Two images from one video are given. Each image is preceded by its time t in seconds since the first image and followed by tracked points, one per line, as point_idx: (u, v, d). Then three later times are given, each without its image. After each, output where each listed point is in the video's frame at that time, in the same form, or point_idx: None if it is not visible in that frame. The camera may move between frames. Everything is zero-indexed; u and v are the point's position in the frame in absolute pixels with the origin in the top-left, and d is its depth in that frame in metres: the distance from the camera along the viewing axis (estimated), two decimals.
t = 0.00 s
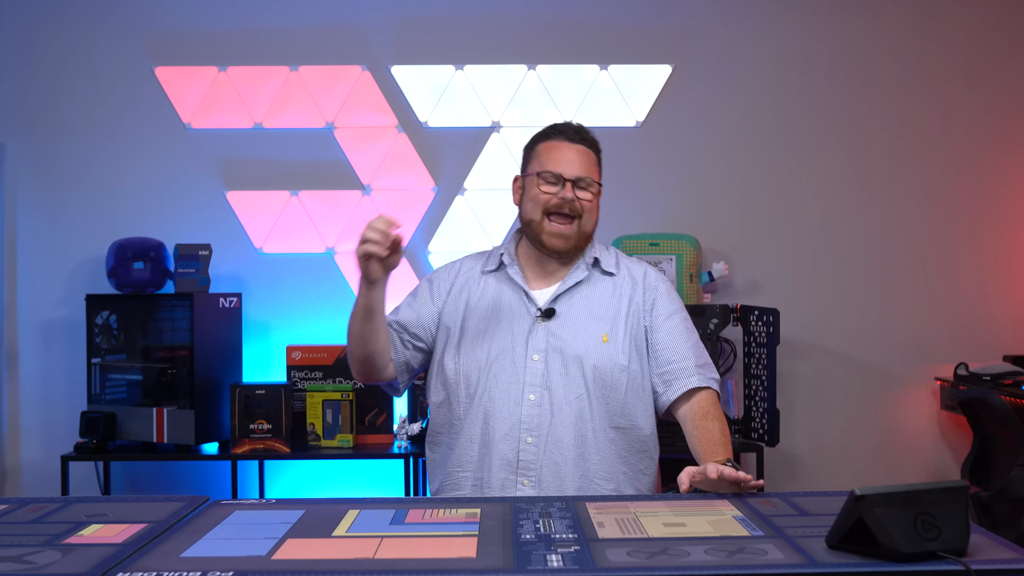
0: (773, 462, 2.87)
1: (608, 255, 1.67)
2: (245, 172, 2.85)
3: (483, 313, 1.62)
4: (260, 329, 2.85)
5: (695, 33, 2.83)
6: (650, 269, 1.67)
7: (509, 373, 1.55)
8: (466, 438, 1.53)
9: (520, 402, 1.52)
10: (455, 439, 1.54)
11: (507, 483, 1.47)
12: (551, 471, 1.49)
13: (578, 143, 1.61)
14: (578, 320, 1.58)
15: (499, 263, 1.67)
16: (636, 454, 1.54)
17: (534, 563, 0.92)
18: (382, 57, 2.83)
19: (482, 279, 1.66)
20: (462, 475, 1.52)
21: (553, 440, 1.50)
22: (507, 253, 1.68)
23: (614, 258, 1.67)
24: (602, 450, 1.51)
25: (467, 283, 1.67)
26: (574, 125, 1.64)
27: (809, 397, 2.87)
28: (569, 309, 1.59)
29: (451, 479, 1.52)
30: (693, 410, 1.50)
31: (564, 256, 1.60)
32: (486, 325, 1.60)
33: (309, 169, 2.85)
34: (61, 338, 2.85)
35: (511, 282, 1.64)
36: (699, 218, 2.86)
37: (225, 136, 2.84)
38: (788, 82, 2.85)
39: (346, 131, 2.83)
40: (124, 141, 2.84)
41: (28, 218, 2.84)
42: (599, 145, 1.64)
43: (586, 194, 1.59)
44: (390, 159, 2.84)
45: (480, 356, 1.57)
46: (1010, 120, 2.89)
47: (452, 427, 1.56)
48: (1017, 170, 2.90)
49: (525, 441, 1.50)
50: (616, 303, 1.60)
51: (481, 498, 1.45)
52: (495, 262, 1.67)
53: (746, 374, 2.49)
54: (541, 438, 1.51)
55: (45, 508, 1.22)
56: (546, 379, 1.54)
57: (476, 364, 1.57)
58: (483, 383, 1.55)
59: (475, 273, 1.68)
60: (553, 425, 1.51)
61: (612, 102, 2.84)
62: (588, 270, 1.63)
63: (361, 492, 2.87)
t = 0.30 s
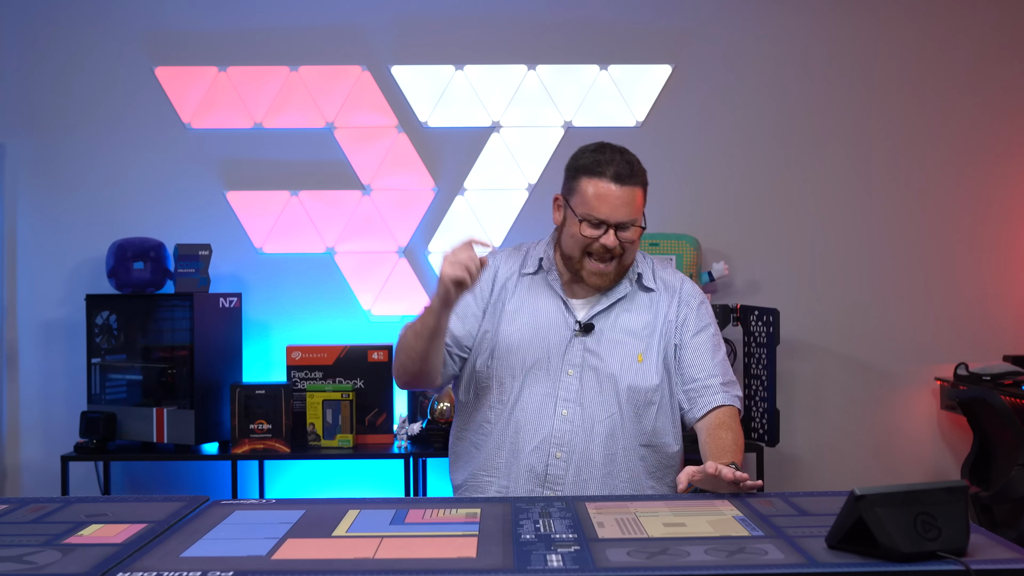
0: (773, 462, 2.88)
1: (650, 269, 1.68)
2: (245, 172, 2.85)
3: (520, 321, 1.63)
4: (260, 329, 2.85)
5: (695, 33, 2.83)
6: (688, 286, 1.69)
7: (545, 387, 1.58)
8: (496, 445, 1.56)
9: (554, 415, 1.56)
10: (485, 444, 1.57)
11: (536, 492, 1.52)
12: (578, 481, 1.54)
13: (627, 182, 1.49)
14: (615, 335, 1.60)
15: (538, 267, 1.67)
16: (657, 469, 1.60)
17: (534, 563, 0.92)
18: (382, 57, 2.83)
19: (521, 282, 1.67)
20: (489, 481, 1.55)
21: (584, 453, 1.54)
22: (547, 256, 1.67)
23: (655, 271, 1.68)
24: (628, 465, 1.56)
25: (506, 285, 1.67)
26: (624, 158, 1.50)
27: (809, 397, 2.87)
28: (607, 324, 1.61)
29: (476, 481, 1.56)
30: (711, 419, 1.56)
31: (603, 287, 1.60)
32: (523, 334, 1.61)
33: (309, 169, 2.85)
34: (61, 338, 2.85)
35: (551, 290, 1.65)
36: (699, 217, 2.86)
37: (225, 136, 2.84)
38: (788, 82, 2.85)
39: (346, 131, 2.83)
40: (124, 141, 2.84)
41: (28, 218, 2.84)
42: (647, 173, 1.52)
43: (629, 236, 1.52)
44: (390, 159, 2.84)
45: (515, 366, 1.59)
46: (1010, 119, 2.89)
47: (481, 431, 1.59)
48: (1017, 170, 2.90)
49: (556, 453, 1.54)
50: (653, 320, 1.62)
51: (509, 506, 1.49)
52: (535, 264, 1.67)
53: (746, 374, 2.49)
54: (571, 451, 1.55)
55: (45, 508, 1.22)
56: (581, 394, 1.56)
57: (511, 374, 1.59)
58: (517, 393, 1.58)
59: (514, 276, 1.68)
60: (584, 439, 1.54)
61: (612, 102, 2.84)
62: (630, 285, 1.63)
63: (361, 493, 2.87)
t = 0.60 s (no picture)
0: (773, 462, 2.87)
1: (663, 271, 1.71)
2: (245, 172, 2.85)
3: (536, 323, 1.66)
4: (260, 329, 2.85)
5: (695, 33, 2.83)
6: (701, 287, 1.72)
7: (561, 389, 1.62)
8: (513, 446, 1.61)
9: (570, 417, 1.60)
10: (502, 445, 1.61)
11: (553, 492, 1.56)
12: (594, 482, 1.58)
13: (635, 155, 1.63)
14: (629, 337, 1.64)
15: (553, 268, 1.71)
16: (670, 468, 1.64)
17: (534, 563, 0.92)
18: (382, 57, 2.83)
19: (536, 284, 1.71)
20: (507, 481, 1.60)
21: (600, 454, 1.58)
22: (562, 259, 1.71)
23: (668, 273, 1.71)
24: (643, 465, 1.60)
25: (522, 288, 1.71)
26: (632, 138, 1.65)
27: (809, 397, 2.87)
28: (622, 326, 1.65)
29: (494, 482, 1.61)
30: (717, 419, 1.55)
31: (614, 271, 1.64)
32: (539, 337, 1.65)
33: (308, 170, 2.85)
34: (61, 338, 2.86)
35: (566, 292, 1.69)
36: (699, 217, 2.86)
37: (225, 136, 2.84)
38: (788, 82, 2.85)
39: (346, 131, 2.83)
40: (124, 141, 2.84)
41: (28, 218, 2.84)
42: (659, 160, 1.66)
43: (639, 208, 1.62)
44: (390, 159, 2.84)
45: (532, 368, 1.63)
46: (1010, 119, 2.89)
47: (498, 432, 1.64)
48: (1017, 170, 2.90)
49: (573, 454, 1.58)
50: (665, 322, 1.66)
51: (526, 506, 1.54)
52: (550, 266, 1.71)
53: (746, 374, 2.49)
54: (587, 452, 1.58)
55: (45, 508, 1.22)
56: (597, 396, 1.60)
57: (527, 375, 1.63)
58: (533, 395, 1.63)
59: (530, 279, 1.72)
60: (599, 440, 1.59)
61: (611, 102, 2.84)
62: (644, 287, 1.67)
63: (361, 492, 2.87)
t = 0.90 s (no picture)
0: (773, 462, 2.88)
1: (661, 266, 1.71)
2: (245, 172, 2.85)
3: (534, 319, 1.67)
4: (260, 329, 2.85)
5: (695, 33, 2.83)
6: (701, 282, 1.71)
7: (560, 384, 1.61)
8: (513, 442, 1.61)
9: (570, 412, 1.59)
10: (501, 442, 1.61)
11: (554, 489, 1.56)
12: (596, 478, 1.57)
13: (611, 140, 1.69)
14: (629, 331, 1.63)
15: (551, 265, 1.72)
16: (673, 465, 1.63)
17: (533, 563, 0.92)
18: (382, 57, 2.83)
19: (534, 281, 1.72)
20: (509, 477, 1.60)
21: (600, 450, 1.57)
22: (559, 256, 1.73)
23: (667, 268, 1.71)
24: (645, 461, 1.59)
25: (520, 285, 1.72)
26: (606, 125, 1.72)
27: (809, 397, 2.87)
28: (620, 321, 1.64)
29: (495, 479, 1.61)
30: (717, 418, 1.55)
31: (615, 247, 1.64)
32: (538, 332, 1.66)
33: (308, 170, 2.85)
34: (61, 338, 2.86)
35: (565, 288, 1.69)
36: (699, 217, 2.86)
37: (225, 136, 2.84)
38: (788, 82, 2.85)
39: (346, 131, 2.83)
40: (124, 141, 2.84)
41: (28, 218, 2.84)
42: (635, 142, 1.72)
43: (624, 185, 1.65)
44: (390, 159, 2.84)
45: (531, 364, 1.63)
46: (1011, 119, 2.89)
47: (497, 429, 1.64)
48: (1017, 170, 2.90)
49: (573, 450, 1.57)
50: (666, 316, 1.65)
51: (526, 503, 1.53)
52: (548, 263, 1.72)
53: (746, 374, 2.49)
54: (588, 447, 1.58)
55: (45, 508, 1.22)
56: (597, 390, 1.59)
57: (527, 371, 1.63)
58: (533, 391, 1.62)
59: (528, 277, 1.73)
60: (599, 435, 1.58)
61: (612, 102, 2.84)
62: (642, 281, 1.67)
63: (361, 493, 2.87)
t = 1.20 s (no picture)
0: (773, 462, 2.88)
1: (637, 258, 1.69)
2: (245, 172, 2.85)
3: (509, 317, 1.66)
4: (260, 329, 2.85)
5: (695, 33, 2.83)
6: (680, 273, 1.68)
7: (538, 380, 1.59)
8: (494, 443, 1.59)
9: (549, 408, 1.56)
10: (483, 444, 1.60)
11: (537, 488, 1.52)
12: (580, 475, 1.53)
13: (577, 134, 1.69)
14: (606, 324, 1.61)
15: (524, 266, 1.71)
16: (662, 458, 1.58)
17: (534, 563, 0.92)
18: (382, 57, 2.83)
19: (506, 283, 1.71)
20: (495, 478, 1.58)
21: (582, 445, 1.54)
22: (531, 256, 1.72)
23: (643, 261, 1.69)
24: (630, 454, 1.55)
25: (494, 286, 1.72)
26: (571, 121, 1.73)
27: (809, 397, 2.87)
28: (596, 313, 1.62)
29: (480, 483, 1.60)
30: (710, 415, 1.55)
31: (586, 240, 1.62)
32: (513, 330, 1.64)
33: (309, 170, 2.85)
34: (61, 338, 2.85)
35: (539, 285, 1.68)
36: (699, 217, 2.86)
37: (226, 137, 2.84)
38: (788, 82, 2.85)
39: (346, 131, 2.83)
40: (124, 141, 2.84)
41: (28, 218, 2.84)
42: (601, 136, 1.72)
43: (593, 177, 1.64)
44: (390, 159, 2.84)
45: (507, 362, 1.62)
46: (1010, 119, 2.89)
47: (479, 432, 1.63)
48: (1017, 170, 2.90)
49: (554, 446, 1.54)
50: (643, 308, 1.63)
51: (510, 502, 1.51)
52: (520, 264, 1.72)
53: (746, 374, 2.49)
54: (570, 444, 1.54)
55: (45, 508, 1.22)
56: (574, 385, 1.57)
57: (504, 369, 1.61)
58: (511, 389, 1.60)
59: (503, 278, 1.73)
60: (580, 430, 1.55)
61: (612, 102, 2.84)
62: (617, 273, 1.65)
63: (361, 492, 2.87)
